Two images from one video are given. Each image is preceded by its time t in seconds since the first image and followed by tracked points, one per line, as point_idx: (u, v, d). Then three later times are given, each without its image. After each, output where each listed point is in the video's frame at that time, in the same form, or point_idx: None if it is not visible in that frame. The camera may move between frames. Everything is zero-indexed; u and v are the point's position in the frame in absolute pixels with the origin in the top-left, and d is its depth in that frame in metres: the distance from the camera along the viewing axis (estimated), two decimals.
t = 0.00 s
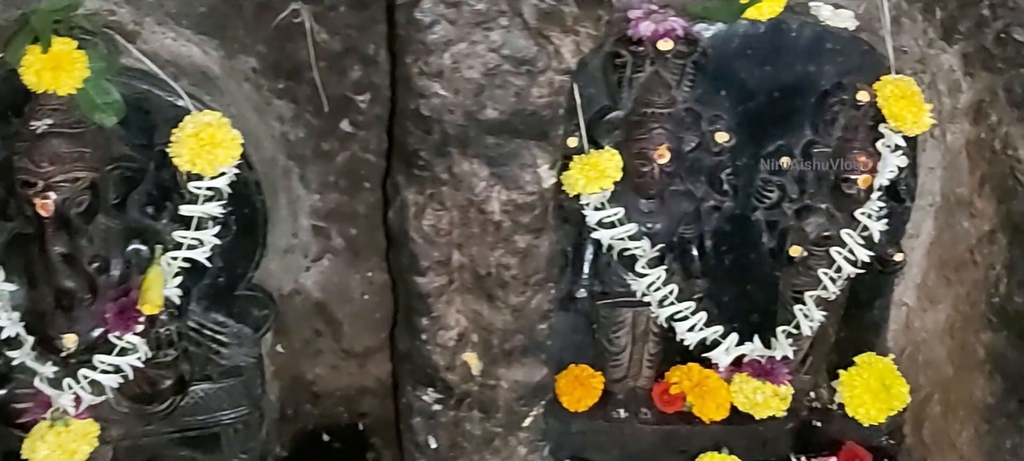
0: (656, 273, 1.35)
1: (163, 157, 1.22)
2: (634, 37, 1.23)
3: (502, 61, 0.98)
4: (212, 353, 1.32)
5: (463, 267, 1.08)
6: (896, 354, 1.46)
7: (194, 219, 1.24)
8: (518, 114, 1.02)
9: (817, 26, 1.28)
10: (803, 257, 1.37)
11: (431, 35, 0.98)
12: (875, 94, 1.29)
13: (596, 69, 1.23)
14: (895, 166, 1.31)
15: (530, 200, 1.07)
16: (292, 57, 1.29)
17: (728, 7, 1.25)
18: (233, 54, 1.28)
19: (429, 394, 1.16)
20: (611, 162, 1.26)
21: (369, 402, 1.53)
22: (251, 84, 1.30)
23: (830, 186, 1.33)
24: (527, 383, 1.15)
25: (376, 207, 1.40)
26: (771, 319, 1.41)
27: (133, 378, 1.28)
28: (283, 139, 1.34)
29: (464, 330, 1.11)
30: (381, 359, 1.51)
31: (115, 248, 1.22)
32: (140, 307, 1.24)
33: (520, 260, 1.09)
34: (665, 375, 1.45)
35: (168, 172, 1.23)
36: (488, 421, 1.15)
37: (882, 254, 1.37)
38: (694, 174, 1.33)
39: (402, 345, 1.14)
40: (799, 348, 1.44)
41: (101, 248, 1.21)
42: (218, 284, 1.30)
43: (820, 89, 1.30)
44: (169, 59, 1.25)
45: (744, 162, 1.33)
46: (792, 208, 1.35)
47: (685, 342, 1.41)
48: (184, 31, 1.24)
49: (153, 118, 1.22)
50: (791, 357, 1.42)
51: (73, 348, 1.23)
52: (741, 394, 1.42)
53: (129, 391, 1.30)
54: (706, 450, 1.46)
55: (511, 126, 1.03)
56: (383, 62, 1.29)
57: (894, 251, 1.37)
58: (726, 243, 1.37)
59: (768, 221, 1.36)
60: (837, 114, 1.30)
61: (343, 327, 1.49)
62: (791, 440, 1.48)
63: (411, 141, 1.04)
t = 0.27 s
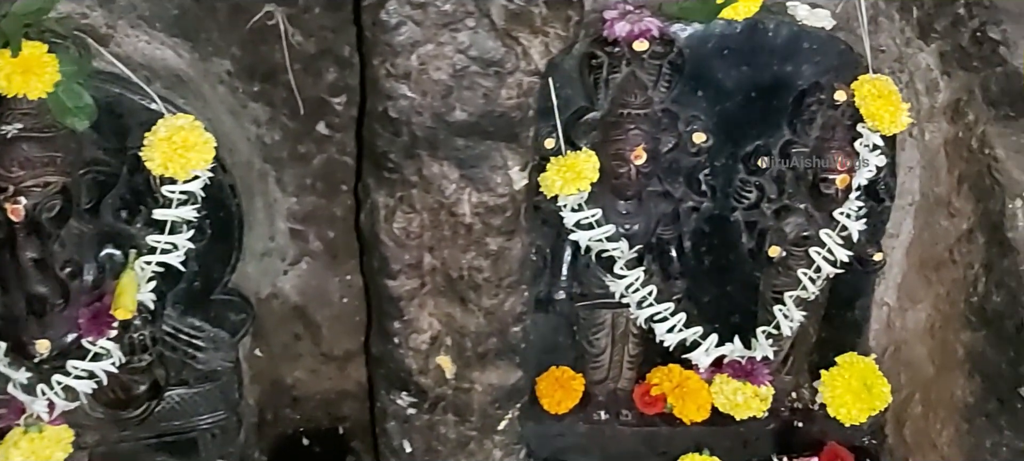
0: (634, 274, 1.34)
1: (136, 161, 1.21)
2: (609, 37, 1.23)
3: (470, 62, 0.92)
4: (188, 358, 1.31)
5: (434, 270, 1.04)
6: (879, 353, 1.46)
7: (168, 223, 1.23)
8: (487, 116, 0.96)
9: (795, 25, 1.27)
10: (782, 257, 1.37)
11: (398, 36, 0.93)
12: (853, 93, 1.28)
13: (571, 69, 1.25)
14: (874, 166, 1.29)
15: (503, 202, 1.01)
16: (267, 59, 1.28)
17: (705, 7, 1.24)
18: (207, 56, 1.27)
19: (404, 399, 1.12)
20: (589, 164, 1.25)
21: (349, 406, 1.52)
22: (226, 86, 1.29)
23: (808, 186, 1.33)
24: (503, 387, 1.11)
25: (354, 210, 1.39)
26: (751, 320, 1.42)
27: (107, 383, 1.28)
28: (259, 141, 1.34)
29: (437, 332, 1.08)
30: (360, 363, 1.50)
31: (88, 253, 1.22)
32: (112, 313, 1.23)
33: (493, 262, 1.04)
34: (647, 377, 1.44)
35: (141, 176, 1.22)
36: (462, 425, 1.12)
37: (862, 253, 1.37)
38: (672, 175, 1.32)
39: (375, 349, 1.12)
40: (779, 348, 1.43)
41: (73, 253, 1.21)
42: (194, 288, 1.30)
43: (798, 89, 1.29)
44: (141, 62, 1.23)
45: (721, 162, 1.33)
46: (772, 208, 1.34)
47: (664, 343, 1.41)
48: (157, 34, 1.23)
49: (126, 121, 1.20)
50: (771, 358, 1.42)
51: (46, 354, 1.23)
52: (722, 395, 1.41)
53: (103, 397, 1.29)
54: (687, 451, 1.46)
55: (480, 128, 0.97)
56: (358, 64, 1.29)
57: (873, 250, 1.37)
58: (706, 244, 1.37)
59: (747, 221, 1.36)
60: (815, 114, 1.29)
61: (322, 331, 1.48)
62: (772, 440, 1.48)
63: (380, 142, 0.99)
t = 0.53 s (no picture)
0: (613, 275, 1.34)
1: (109, 165, 1.20)
2: (584, 38, 1.22)
3: (436, 62, 0.96)
4: (165, 362, 1.31)
5: (406, 272, 1.07)
6: (859, 353, 1.45)
7: (142, 227, 1.23)
8: (455, 117, 1.00)
9: (770, 24, 1.26)
10: (759, 256, 1.37)
11: (364, 37, 0.96)
12: (829, 92, 1.28)
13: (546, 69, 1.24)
14: (851, 164, 1.30)
15: (475, 204, 1.04)
16: (241, 62, 1.27)
17: (678, 7, 1.25)
18: (180, 59, 1.26)
19: (378, 402, 1.15)
20: (565, 164, 1.26)
21: (330, 409, 1.52)
22: (199, 89, 1.29)
23: (786, 185, 1.33)
24: (477, 389, 1.14)
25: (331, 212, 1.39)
26: (732, 320, 1.40)
27: (81, 389, 1.28)
28: (234, 144, 1.33)
29: (410, 336, 1.10)
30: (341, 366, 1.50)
31: (61, 258, 1.22)
32: (86, 318, 1.24)
33: (465, 264, 1.07)
34: (628, 377, 1.44)
35: (114, 180, 1.21)
36: (439, 427, 1.15)
37: (840, 251, 1.36)
38: (649, 174, 1.32)
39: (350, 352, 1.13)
40: (760, 348, 1.42)
41: (46, 258, 1.21)
42: (170, 292, 1.29)
43: (774, 88, 1.29)
44: (113, 65, 1.23)
45: (698, 161, 1.32)
46: (750, 207, 1.34)
47: (643, 343, 1.40)
48: (130, 38, 1.22)
49: (98, 125, 1.19)
50: (751, 357, 1.41)
51: (20, 360, 1.23)
52: (703, 395, 1.41)
53: (77, 403, 1.28)
54: (668, 451, 1.47)
55: (449, 129, 1.01)
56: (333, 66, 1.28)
57: (853, 249, 1.36)
58: (685, 244, 1.36)
59: (726, 221, 1.35)
60: (790, 113, 1.30)
61: (302, 335, 1.47)
62: (754, 439, 1.48)
63: (348, 144, 1.02)
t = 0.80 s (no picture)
0: (592, 274, 1.35)
1: (86, 166, 1.20)
2: (561, 37, 1.22)
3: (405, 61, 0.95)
4: (143, 364, 1.31)
5: (380, 272, 1.06)
6: (840, 351, 1.48)
7: (119, 228, 1.23)
8: (426, 116, 0.98)
9: (748, 23, 1.27)
10: (739, 255, 1.37)
11: (333, 37, 0.95)
12: (806, 91, 1.29)
13: (524, 69, 1.25)
14: (829, 163, 1.31)
15: (448, 203, 1.02)
16: (219, 63, 1.27)
17: (657, 7, 1.24)
18: (158, 60, 1.25)
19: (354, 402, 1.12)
20: (543, 164, 1.25)
21: (311, 410, 1.52)
22: (177, 90, 1.28)
23: (764, 184, 1.33)
24: (453, 389, 1.11)
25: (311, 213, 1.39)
26: (712, 319, 1.42)
27: (57, 391, 1.26)
28: (213, 145, 1.33)
29: (384, 335, 1.08)
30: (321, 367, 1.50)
31: (38, 260, 1.21)
32: (62, 320, 1.23)
33: (438, 263, 1.05)
34: (609, 376, 1.45)
35: (91, 181, 1.21)
36: (413, 427, 1.12)
37: (819, 250, 1.37)
38: (628, 174, 1.32)
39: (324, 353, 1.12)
40: (739, 346, 1.44)
41: (22, 260, 1.21)
42: (149, 293, 1.29)
43: (752, 87, 1.30)
44: (91, 66, 1.23)
45: (677, 160, 1.33)
46: (728, 206, 1.35)
47: (624, 342, 1.41)
48: (107, 39, 1.22)
49: (75, 126, 1.19)
50: (731, 356, 1.42)
51: None
52: (683, 394, 1.40)
53: (53, 404, 1.27)
54: (649, 450, 1.46)
55: (419, 128, 0.99)
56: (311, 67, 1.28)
57: (831, 247, 1.37)
58: (665, 242, 1.37)
59: (705, 220, 1.36)
60: (769, 112, 1.29)
61: (282, 336, 1.47)
62: (735, 438, 1.48)
63: (319, 143, 1.01)
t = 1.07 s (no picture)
0: (570, 273, 1.34)
1: (62, 165, 1.20)
2: (537, 36, 1.23)
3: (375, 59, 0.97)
4: (121, 363, 1.31)
5: (352, 270, 1.09)
6: (821, 350, 1.48)
7: (96, 227, 1.23)
8: (397, 114, 1.01)
9: (724, 22, 1.27)
10: (717, 254, 1.37)
11: (303, 34, 0.97)
12: (782, 90, 1.29)
13: (502, 68, 1.25)
14: (807, 162, 1.31)
15: (419, 200, 1.06)
16: (197, 62, 1.27)
17: (632, 6, 1.25)
18: (136, 59, 1.25)
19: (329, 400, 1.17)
20: (520, 163, 1.25)
21: (292, 410, 1.52)
22: (155, 89, 1.29)
23: (741, 183, 1.34)
24: (426, 387, 1.18)
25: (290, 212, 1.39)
26: (691, 317, 1.41)
27: (34, 389, 1.27)
28: (191, 144, 1.34)
29: (358, 333, 1.13)
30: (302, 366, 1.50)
31: (14, 258, 1.21)
32: (38, 318, 1.23)
33: (411, 261, 1.09)
34: (589, 376, 1.44)
35: (67, 180, 1.20)
36: (389, 425, 1.18)
37: (797, 249, 1.38)
38: (607, 172, 1.33)
39: (298, 352, 1.17)
40: (720, 345, 1.43)
41: None
42: (127, 292, 1.29)
43: (729, 86, 1.30)
44: (67, 65, 1.22)
45: (656, 159, 1.34)
46: (707, 205, 1.35)
47: (603, 341, 1.42)
48: (84, 37, 1.22)
49: (51, 124, 1.19)
50: (711, 355, 1.42)
51: None
52: (662, 393, 1.41)
53: (30, 402, 1.28)
54: (629, 450, 1.46)
55: (390, 126, 1.01)
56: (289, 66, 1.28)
57: (809, 246, 1.38)
58: (644, 242, 1.37)
59: (684, 219, 1.36)
60: (746, 111, 1.30)
61: (263, 335, 1.47)
62: (715, 437, 1.48)
63: (290, 141, 1.03)
